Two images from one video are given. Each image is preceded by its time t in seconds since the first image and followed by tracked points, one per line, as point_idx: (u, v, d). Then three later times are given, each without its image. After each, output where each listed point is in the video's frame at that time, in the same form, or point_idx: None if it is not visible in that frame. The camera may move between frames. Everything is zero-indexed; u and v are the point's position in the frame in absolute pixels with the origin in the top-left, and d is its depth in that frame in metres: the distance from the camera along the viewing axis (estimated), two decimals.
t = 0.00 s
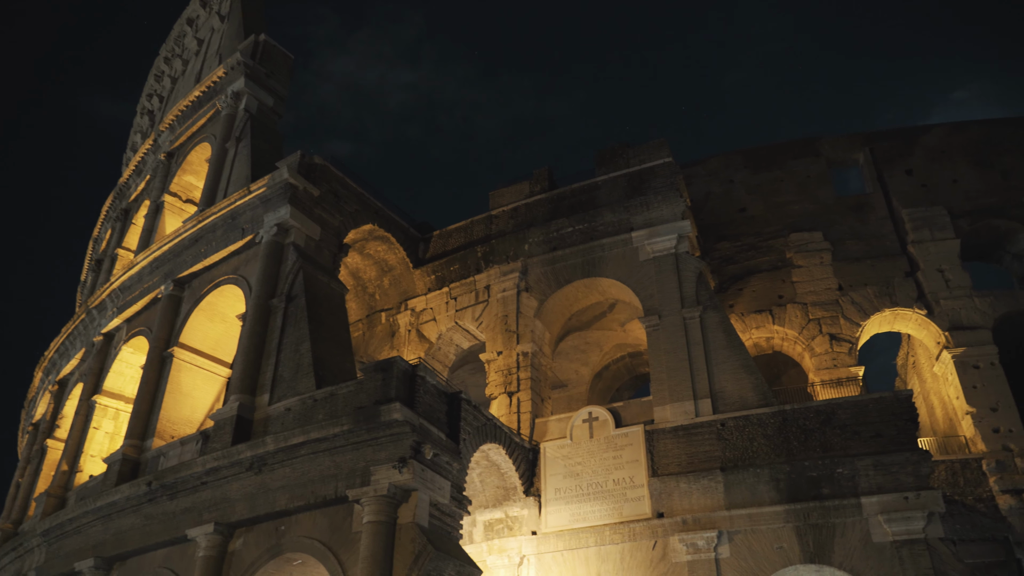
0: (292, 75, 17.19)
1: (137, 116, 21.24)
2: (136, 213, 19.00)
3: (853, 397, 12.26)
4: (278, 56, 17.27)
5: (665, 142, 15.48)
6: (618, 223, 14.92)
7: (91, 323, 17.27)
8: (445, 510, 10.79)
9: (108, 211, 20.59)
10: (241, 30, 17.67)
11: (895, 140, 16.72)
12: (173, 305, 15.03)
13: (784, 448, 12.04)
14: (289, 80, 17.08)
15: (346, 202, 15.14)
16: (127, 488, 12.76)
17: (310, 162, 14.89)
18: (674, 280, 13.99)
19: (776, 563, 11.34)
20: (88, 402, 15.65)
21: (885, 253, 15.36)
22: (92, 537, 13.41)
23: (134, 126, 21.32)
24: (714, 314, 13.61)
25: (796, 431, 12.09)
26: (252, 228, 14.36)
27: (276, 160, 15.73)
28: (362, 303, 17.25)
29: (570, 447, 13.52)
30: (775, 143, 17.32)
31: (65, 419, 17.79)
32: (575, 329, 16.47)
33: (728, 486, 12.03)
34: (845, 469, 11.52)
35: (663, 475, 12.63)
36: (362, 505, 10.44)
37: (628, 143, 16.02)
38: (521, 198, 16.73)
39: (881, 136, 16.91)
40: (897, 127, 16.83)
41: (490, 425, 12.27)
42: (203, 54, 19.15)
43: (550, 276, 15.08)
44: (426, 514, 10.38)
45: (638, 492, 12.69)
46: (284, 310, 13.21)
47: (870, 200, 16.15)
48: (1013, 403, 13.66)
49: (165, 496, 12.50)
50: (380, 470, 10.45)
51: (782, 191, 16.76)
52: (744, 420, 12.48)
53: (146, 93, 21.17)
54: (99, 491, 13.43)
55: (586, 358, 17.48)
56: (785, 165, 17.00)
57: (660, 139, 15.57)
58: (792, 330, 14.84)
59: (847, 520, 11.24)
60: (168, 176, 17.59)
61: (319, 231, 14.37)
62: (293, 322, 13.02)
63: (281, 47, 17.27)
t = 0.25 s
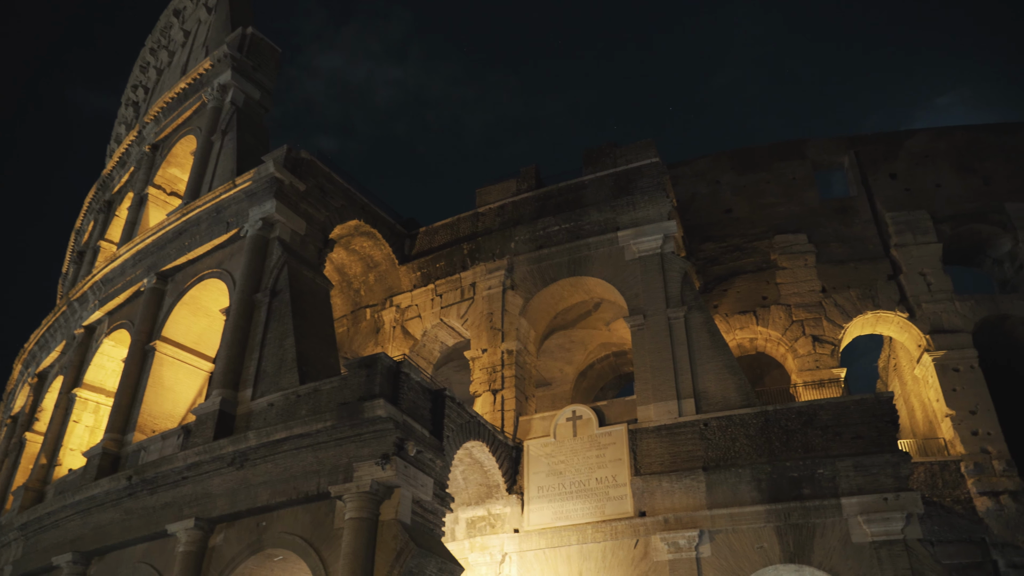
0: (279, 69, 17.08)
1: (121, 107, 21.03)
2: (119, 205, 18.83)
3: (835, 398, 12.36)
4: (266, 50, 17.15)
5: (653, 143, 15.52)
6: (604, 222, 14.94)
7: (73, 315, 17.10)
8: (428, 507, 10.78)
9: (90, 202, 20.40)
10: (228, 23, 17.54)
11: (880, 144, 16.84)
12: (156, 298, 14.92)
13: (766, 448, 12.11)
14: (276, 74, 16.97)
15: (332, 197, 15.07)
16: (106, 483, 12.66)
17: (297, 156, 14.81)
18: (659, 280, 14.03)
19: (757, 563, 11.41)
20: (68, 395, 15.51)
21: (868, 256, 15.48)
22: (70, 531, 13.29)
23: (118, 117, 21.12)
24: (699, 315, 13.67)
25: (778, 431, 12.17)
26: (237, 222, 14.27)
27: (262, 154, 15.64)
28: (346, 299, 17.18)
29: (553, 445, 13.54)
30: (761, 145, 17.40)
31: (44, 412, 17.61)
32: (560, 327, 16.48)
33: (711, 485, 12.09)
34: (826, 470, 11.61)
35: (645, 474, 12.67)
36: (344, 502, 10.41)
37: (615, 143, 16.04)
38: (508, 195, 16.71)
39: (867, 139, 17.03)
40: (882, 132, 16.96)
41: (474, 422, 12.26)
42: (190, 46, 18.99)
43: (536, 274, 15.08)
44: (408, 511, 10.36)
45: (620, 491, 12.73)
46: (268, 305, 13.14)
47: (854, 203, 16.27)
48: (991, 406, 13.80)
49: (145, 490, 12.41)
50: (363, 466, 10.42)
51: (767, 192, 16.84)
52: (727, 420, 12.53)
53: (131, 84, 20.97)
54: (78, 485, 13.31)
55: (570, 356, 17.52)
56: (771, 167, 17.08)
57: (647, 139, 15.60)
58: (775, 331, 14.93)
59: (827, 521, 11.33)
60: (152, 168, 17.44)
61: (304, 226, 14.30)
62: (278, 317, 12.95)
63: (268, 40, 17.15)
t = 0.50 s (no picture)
0: (264, 60, 16.94)
1: (102, 96, 20.78)
2: (99, 195, 18.61)
3: (814, 398, 12.47)
4: (250, 41, 17.00)
5: (637, 141, 15.57)
6: (588, 220, 14.97)
7: (49, 306, 16.89)
8: (407, 503, 10.75)
9: (69, 192, 20.14)
10: (213, 12, 17.37)
11: (862, 147, 17.00)
12: (135, 289, 14.77)
13: (745, 447, 12.20)
14: (261, 65, 16.84)
15: (315, 190, 14.98)
16: (82, 475, 12.52)
17: (280, 149, 14.71)
18: (641, 278, 14.09)
19: (734, 560, 11.50)
20: (43, 386, 15.32)
21: (848, 258, 15.64)
22: (44, 524, 13.13)
23: (99, 106, 20.86)
24: (680, 313, 13.73)
25: (757, 430, 12.27)
26: (218, 214, 14.15)
27: (245, 145, 15.52)
28: (328, 293, 17.08)
29: (533, 442, 13.53)
30: (744, 146, 17.51)
31: (18, 403, 17.38)
32: (542, 324, 16.49)
33: (689, 483, 12.16)
34: (803, 468, 11.73)
35: (625, 471, 12.73)
36: (323, 496, 10.37)
37: (600, 141, 16.07)
38: (492, 192, 16.67)
39: (848, 142, 17.18)
40: (864, 135, 17.12)
41: (456, 418, 12.25)
42: (173, 35, 18.79)
43: (519, 271, 15.08)
44: (387, 506, 10.33)
45: (599, 488, 12.77)
46: (249, 298, 13.05)
47: (835, 205, 16.42)
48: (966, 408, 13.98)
49: (121, 483, 12.28)
50: (342, 461, 10.38)
51: (750, 193, 16.94)
52: (707, 419, 12.61)
53: (112, 73, 20.72)
54: (53, 478, 13.15)
55: (552, 354, 17.56)
56: (754, 168, 17.19)
57: (632, 138, 15.65)
58: (755, 331, 15.04)
59: (804, 519, 11.45)
60: (133, 158, 17.25)
61: (287, 219, 14.20)
62: (259, 310, 12.86)
63: (253, 31, 17.00)
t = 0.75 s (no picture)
0: (245, 51, 16.79)
1: (79, 84, 20.51)
2: (75, 185, 18.38)
3: (790, 398, 12.57)
4: (232, 31, 16.85)
5: (620, 140, 15.60)
6: (569, 218, 14.98)
7: (23, 296, 16.67)
8: (384, 499, 10.71)
9: (45, 181, 19.88)
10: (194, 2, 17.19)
11: (842, 149, 17.13)
12: (111, 281, 14.60)
13: (721, 446, 12.27)
14: (242, 56, 16.69)
15: (295, 183, 14.88)
16: (54, 468, 12.37)
17: (261, 141, 14.59)
18: (622, 277, 14.12)
19: (709, 559, 11.58)
20: (16, 378, 15.14)
21: (827, 260, 15.76)
22: (15, 518, 12.97)
23: (76, 94, 20.60)
24: (659, 312, 13.78)
25: (733, 429, 12.35)
26: (197, 206, 14.02)
27: (225, 137, 15.39)
28: (307, 287, 16.99)
29: (511, 439, 13.55)
30: (725, 147, 17.59)
31: None
32: (522, 321, 16.50)
33: (666, 481, 12.22)
34: (778, 468, 11.82)
35: (602, 469, 12.76)
36: (300, 492, 10.31)
37: (582, 139, 16.08)
38: (474, 188, 16.62)
39: (828, 145, 17.31)
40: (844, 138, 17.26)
41: (434, 414, 12.22)
42: (153, 24, 18.58)
43: (499, 268, 15.06)
44: (364, 502, 10.29)
45: (577, 485, 12.80)
46: (227, 291, 12.94)
47: (815, 207, 16.55)
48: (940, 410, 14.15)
49: (94, 477, 12.16)
50: (319, 456, 10.34)
51: (731, 194, 17.03)
52: (684, 418, 12.67)
53: (90, 61, 20.46)
54: (24, 470, 12.98)
55: (531, 351, 17.57)
56: (735, 169, 17.28)
57: (614, 137, 15.67)
58: (733, 331, 15.13)
59: (778, 518, 11.55)
60: (111, 147, 17.05)
61: (267, 212, 14.09)
62: (236, 304, 12.76)
63: (234, 22, 16.85)
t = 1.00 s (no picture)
0: (226, 43, 16.65)
1: (57, 72, 20.24)
2: (51, 173, 18.13)
3: (766, 399, 12.66)
4: (213, 22, 16.69)
5: (602, 140, 15.63)
6: (550, 216, 14.99)
7: None
8: (360, 495, 10.66)
9: (20, 169, 19.60)
10: None
11: (821, 153, 17.29)
12: (86, 272, 14.42)
13: (697, 446, 12.34)
14: (223, 47, 16.54)
15: (275, 176, 14.77)
16: (24, 461, 12.21)
17: (241, 133, 14.47)
18: (602, 276, 14.15)
19: (683, 558, 11.64)
20: None
21: (804, 262, 15.90)
22: None
23: (54, 82, 20.32)
24: (638, 312, 13.83)
25: (709, 430, 12.42)
26: (175, 197, 13.88)
27: (204, 128, 15.25)
28: (286, 281, 16.88)
29: (489, 436, 13.55)
30: (707, 149, 17.69)
31: None
32: (501, 319, 16.50)
33: (642, 481, 12.27)
34: (753, 468, 11.91)
35: (579, 468, 12.77)
36: (275, 487, 10.24)
37: (565, 138, 16.10)
38: (456, 184, 16.57)
39: (808, 148, 17.45)
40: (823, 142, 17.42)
41: (411, 411, 12.17)
42: (133, 13, 18.37)
43: (480, 265, 15.04)
44: (340, 498, 10.23)
45: (553, 483, 12.82)
46: (204, 284, 12.82)
47: (793, 210, 16.68)
48: (913, 413, 14.32)
49: (66, 470, 12.01)
50: (295, 452, 10.27)
51: (711, 196, 17.12)
52: (661, 417, 12.72)
53: (68, 49, 20.19)
54: None
55: (510, 349, 17.56)
56: (715, 171, 17.38)
57: (596, 136, 15.70)
58: (711, 332, 15.22)
59: (752, 518, 11.64)
60: (88, 137, 16.84)
61: (246, 205, 13.97)
62: (214, 297, 12.65)
63: (216, 13, 16.69)
